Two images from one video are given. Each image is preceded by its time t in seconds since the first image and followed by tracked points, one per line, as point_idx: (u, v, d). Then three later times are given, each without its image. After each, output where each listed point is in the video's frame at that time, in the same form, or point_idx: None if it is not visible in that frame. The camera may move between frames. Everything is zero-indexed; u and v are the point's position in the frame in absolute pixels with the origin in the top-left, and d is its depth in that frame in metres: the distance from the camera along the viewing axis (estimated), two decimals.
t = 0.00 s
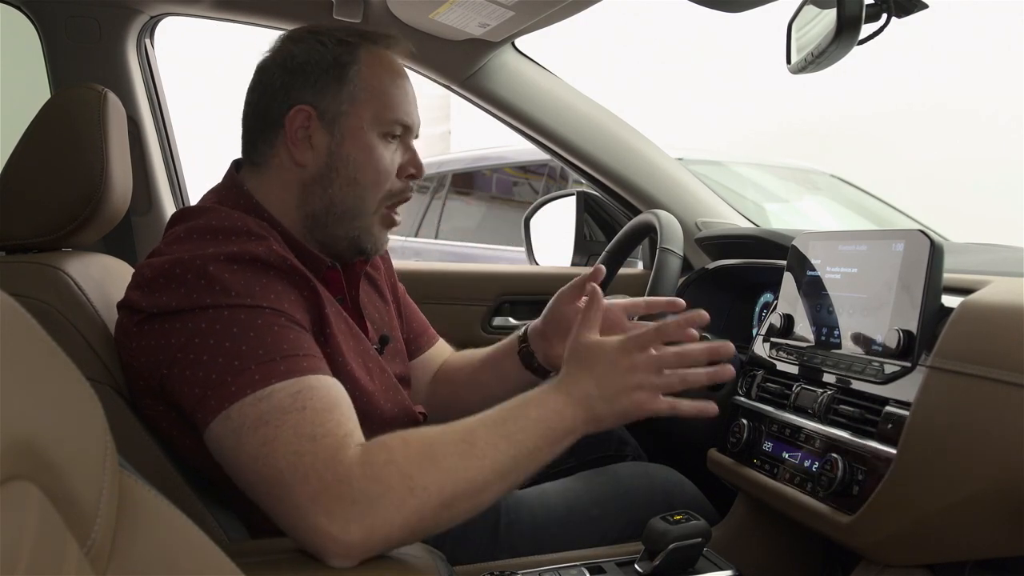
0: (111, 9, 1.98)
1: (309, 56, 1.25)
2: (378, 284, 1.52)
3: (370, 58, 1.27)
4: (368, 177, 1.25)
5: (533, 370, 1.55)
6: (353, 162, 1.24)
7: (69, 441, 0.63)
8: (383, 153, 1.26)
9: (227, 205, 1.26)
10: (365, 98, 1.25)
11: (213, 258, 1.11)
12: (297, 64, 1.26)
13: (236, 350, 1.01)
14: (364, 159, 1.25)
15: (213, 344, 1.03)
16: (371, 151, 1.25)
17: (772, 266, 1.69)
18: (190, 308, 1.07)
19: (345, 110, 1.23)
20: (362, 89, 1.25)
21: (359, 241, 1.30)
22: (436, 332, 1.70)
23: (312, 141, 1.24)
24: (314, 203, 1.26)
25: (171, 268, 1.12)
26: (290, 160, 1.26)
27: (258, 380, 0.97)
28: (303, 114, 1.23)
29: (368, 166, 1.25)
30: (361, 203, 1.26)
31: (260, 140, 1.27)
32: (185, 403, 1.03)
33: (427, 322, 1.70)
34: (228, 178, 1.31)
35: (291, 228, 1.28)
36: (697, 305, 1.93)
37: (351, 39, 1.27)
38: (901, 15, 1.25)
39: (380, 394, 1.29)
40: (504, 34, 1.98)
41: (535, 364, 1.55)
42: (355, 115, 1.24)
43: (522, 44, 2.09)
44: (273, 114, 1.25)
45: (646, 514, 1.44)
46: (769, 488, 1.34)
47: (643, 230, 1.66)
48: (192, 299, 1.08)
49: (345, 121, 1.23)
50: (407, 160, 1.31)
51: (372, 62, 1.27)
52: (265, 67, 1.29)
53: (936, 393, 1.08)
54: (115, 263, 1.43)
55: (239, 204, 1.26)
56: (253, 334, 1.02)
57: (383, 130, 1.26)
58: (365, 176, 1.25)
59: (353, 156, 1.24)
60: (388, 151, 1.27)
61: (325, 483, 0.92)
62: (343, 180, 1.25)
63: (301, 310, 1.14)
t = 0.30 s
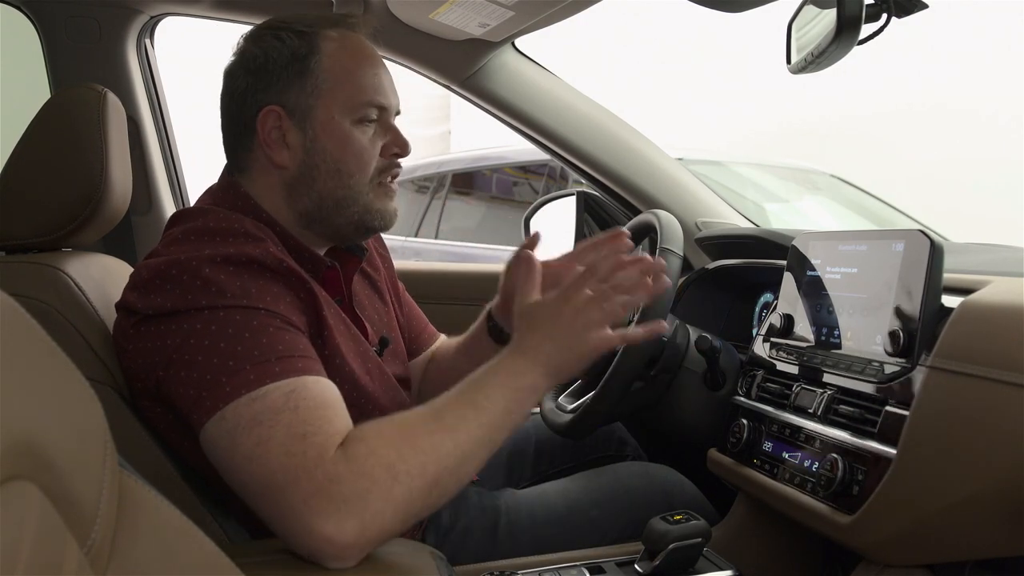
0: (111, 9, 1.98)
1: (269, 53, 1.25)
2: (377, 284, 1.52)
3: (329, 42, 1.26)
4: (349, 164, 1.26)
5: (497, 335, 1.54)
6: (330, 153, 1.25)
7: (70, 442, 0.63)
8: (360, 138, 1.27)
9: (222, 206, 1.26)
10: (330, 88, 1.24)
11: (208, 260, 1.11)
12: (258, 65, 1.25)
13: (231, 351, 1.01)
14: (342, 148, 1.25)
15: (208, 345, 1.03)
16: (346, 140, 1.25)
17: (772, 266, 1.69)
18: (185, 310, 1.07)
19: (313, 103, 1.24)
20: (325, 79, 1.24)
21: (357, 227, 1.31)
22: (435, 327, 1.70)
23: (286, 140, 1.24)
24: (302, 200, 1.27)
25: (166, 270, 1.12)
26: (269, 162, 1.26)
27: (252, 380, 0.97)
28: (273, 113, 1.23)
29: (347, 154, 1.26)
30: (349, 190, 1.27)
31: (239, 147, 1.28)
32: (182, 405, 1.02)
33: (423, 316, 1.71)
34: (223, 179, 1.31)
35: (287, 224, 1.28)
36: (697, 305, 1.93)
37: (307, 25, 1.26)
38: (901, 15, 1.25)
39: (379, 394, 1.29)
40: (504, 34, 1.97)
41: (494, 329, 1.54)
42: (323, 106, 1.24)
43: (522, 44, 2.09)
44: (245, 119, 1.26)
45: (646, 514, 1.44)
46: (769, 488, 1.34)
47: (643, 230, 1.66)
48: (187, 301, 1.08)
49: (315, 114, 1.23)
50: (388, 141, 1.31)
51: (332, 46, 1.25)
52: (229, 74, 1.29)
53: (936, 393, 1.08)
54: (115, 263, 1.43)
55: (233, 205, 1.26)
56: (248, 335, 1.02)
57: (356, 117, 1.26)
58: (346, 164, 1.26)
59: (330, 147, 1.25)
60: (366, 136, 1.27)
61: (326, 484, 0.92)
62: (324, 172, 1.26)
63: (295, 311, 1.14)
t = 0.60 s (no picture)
0: (111, 9, 1.98)
1: (283, 59, 1.24)
2: (372, 284, 1.52)
3: (345, 55, 1.25)
4: (347, 184, 1.26)
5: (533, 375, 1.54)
6: (330, 170, 1.25)
7: (70, 441, 0.63)
8: (363, 157, 1.26)
9: (221, 206, 1.26)
10: (340, 103, 1.24)
11: (209, 260, 1.11)
12: (271, 69, 1.25)
13: (232, 352, 1.01)
14: (343, 167, 1.25)
15: (210, 346, 1.03)
16: (349, 158, 1.25)
17: (772, 266, 1.69)
18: (187, 311, 1.07)
19: (320, 117, 1.23)
20: (337, 94, 1.24)
21: (341, 250, 1.30)
22: (431, 324, 1.69)
23: (289, 150, 1.24)
24: (296, 210, 1.27)
25: (166, 270, 1.12)
26: (269, 168, 1.26)
27: (255, 381, 0.97)
28: (278, 121, 1.23)
29: (347, 174, 1.25)
30: (343, 209, 1.27)
31: (242, 148, 1.28)
32: (185, 406, 1.02)
33: (418, 312, 1.70)
34: (219, 179, 1.31)
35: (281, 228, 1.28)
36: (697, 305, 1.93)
37: (326, 36, 1.25)
38: (901, 15, 1.24)
39: (377, 395, 1.29)
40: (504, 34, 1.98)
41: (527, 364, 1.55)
42: (330, 121, 1.23)
43: (522, 44, 2.09)
44: (251, 123, 1.26)
45: (646, 514, 1.44)
46: (769, 488, 1.34)
47: (643, 230, 1.66)
48: (189, 302, 1.08)
49: (320, 128, 1.23)
50: (392, 162, 1.30)
51: (347, 60, 1.25)
52: (241, 74, 1.29)
53: (936, 393, 1.08)
54: (115, 263, 1.43)
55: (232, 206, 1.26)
56: (251, 335, 1.02)
57: (361, 136, 1.25)
58: (344, 184, 1.25)
59: (332, 163, 1.25)
60: (369, 156, 1.26)
61: (326, 484, 0.92)
62: (320, 187, 1.25)
63: (297, 311, 1.14)
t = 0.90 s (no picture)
0: (111, 9, 1.98)
1: (285, 56, 1.25)
2: (379, 283, 1.51)
3: (346, 49, 1.25)
4: (355, 175, 1.27)
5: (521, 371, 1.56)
6: (338, 163, 1.25)
7: (70, 441, 0.63)
8: (370, 149, 1.27)
9: (229, 204, 1.26)
10: (343, 96, 1.24)
11: (213, 258, 1.11)
12: (274, 67, 1.25)
13: (233, 350, 1.01)
14: (351, 159, 1.26)
15: (212, 343, 1.03)
16: (356, 150, 1.26)
17: (773, 267, 1.69)
18: (189, 307, 1.07)
19: (324, 111, 1.24)
20: (339, 87, 1.24)
21: (356, 238, 1.31)
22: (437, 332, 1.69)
23: (296, 145, 1.25)
24: (306, 204, 1.27)
25: (170, 267, 1.12)
26: (276, 165, 1.26)
27: (255, 378, 0.98)
28: (284, 118, 1.24)
29: (355, 166, 1.26)
30: (353, 200, 1.27)
31: (247, 147, 1.28)
32: (185, 403, 1.02)
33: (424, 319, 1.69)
34: (230, 179, 1.30)
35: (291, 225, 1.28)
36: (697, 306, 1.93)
37: (327, 31, 1.26)
38: (900, 15, 1.24)
39: (381, 394, 1.29)
40: (504, 34, 1.97)
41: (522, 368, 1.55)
42: (334, 115, 1.24)
43: (522, 44, 2.09)
44: (256, 121, 1.26)
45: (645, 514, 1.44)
46: (768, 488, 1.34)
47: (643, 230, 1.66)
48: (191, 299, 1.08)
49: (325, 122, 1.24)
50: (398, 153, 1.31)
51: (349, 54, 1.25)
52: (244, 73, 1.29)
53: (936, 393, 1.08)
54: (115, 262, 1.43)
55: (239, 204, 1.26)
56: (252, 333, 1.02)
57: (366, 127, 1.26)
58: (352, 175, 1.26)
59: (339, 156, 1.25)
60: (375, 147, 1.27)
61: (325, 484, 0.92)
62: (330, 182, 1.26)
63: (300, 311, 1.14)
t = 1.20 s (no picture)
0: (111, 9, 1.98)
1: (241, 53, 1.25)
2: (372, 277, 1.52)
3: (301, 36, 1.26)
4: (330, 160, 1.27)
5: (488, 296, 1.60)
6: (310, 150, 1.26)
7: (71, 441, 0.63)
8: (340, 131, 1.27)
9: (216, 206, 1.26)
10: (305, 83, 1.24)
11: (202, 258, 1.11)
12: (232, 66, 1.26)
13: (223, 351, 1.00)
14: (322, 144, 1.26)
15: (202, 344, 1.02)
16: (327, 134, 1.26)
17: (773, 267, 1.69)
18: (178, 309, 1.07)
19: (288, 101, 1.24)
20: (299, 74, 1.24)
21: (343, 222, 1.31)
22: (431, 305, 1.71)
23: (267, 140, 1.25)
24: (288, 197, 1.28)
25: (160, 269, 1.12)
26: (252, 162, 1.27)
27: (246, 378, 0.98)
28: (251, 115, 1.24)
29: (328, 151, 1.27)
30: (331, 185, 1.28)
31: (222, 150, 1.28)
32: (179, 404, 1.02)
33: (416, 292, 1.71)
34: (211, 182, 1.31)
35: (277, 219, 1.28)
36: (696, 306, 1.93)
37: (278, 21, 1.26)
38: (900, 15, 1.24)
39: (376, 387, 1.29)
40: (504, 34, 1.97)
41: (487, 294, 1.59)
42: (299, 102, 1.24)
43: (522, 44, 2.09)
44: (225, 125, 1.27)
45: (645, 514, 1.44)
46: (768, 488, 1.34)
47: (643, 230, 1.65)
48: (180, 300, 1.08)
49: (291, 111, 1.24)
50: (370, 131, 1.31)
51: (305, 41, 1.25)
52: (205, 80, 1.30)
53: (937, 393, 1.08)
54: (115, 262, 1.43)
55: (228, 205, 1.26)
56: (242, 333, 1.02)
57: (333, 110, 1.26)
58: (326, 160, 1.27)
59: (310, 142, 1.26)
60: (346, 128, 1.28)
61: (324, 484, 0.92)
62: (306, 169, 1.27)
63: (290, 309, 1.14)
